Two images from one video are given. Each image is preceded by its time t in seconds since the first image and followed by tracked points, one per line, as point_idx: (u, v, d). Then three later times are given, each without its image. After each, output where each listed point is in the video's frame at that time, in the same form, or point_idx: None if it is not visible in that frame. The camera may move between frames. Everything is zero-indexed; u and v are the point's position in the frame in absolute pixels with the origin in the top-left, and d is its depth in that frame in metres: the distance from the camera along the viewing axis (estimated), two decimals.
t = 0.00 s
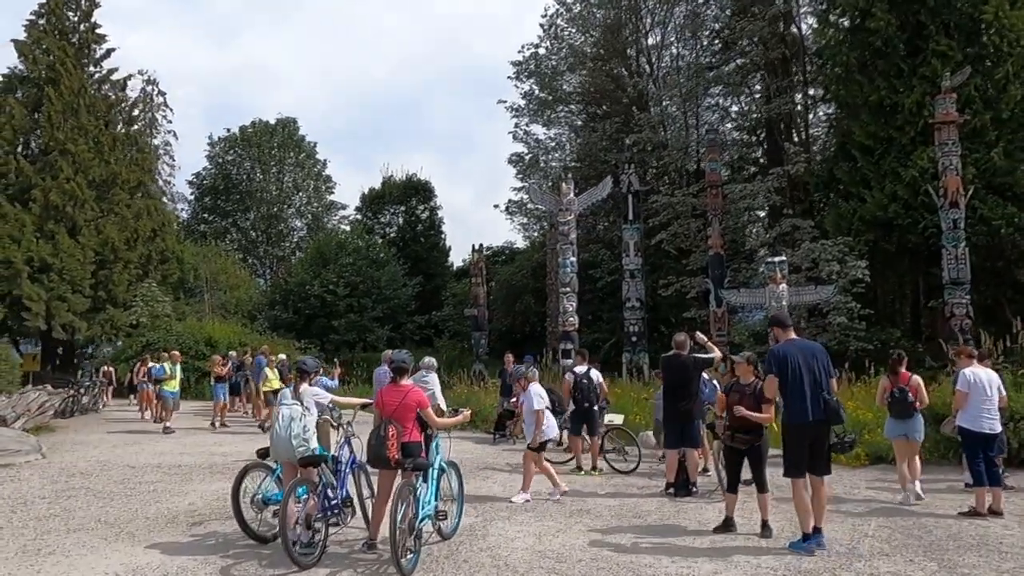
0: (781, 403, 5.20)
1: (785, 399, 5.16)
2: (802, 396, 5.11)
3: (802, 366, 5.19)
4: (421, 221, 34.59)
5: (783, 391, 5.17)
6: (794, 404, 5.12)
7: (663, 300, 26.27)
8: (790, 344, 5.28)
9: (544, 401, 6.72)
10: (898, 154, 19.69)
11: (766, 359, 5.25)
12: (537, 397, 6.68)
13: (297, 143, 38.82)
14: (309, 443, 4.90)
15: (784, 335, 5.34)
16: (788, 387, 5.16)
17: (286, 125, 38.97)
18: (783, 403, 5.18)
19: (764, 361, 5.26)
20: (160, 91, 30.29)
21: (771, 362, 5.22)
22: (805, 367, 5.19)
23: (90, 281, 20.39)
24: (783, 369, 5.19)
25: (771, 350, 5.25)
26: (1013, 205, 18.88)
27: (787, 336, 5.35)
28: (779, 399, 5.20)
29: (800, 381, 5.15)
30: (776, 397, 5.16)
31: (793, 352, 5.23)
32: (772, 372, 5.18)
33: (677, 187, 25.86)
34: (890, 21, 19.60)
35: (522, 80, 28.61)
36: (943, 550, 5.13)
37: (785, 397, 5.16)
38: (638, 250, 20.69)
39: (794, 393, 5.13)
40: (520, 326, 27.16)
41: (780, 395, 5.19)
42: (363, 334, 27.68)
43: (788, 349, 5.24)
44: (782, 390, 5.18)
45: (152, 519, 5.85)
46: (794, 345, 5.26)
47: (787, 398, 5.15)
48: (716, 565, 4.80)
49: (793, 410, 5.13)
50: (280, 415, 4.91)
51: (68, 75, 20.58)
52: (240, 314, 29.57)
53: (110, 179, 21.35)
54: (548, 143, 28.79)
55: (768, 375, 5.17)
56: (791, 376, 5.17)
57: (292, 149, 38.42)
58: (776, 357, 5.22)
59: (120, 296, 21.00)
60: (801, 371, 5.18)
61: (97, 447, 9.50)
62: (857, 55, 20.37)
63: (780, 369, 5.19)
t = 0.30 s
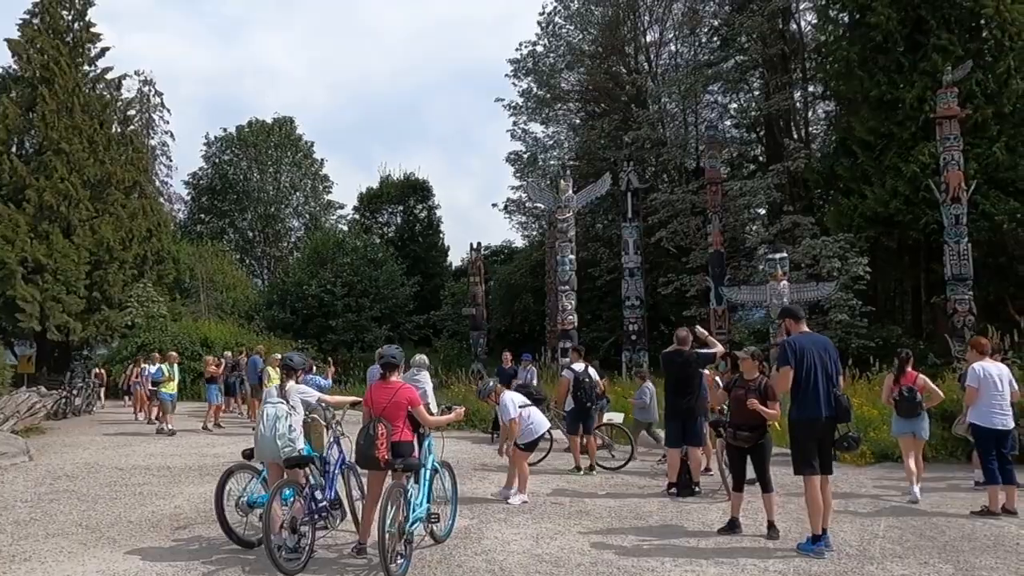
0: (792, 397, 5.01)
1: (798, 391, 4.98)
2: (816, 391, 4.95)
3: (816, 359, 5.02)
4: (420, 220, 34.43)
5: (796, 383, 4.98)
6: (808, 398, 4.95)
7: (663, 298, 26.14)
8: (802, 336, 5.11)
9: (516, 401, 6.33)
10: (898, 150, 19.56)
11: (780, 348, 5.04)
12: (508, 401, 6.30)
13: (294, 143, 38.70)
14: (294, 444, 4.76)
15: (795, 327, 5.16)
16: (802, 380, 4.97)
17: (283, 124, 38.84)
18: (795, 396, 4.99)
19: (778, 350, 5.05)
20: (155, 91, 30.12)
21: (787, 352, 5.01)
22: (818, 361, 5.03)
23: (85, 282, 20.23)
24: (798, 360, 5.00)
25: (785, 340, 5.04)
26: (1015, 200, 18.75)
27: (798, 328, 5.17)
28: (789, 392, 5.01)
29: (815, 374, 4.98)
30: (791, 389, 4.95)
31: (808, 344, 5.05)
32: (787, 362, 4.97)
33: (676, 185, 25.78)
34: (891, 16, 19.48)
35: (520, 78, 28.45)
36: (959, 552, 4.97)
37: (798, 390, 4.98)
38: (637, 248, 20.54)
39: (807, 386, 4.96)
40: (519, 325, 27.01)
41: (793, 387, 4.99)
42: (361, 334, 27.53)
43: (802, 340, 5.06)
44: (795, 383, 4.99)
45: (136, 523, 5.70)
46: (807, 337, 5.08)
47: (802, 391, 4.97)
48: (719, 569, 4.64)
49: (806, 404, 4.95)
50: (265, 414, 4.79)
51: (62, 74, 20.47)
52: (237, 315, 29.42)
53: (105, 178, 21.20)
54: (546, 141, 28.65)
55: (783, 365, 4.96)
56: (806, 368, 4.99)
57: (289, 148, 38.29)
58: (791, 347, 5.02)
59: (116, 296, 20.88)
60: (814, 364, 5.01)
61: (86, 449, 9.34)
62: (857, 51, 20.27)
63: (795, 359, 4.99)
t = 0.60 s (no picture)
0: (767, 397, 4.89)
1: (774, 393, 4.86)
2: (792, 393, 4.84)
3: (793, 360, 4.92)
4: (395, 223, 34.15)
5: (772, 384, 4.87)
6: (783, 401, 4.83)
7: (639, 301, 26.09)
8: (779, 337, 5.01)
9: (469, 422, 6.14)
10: (870, 152, 19.67)
11: (757, 348, 4.92)
12: (461, 424, 6.13)
13: (267, 144, 38.34)
14: (245, 456, 4.68)
15: (772, 328, 5.06)
16: (778, 381, 4.86)
17: (255, 125, 38.45)
18: (770, 397, 4.87)
19: (755, 350, 4.93)
20: (124, 93, 29.67)
21: (764, 351, 4.89)
22: (796, 363, 4.92)
23: (48, 286, 19.77)
24: (775, 361, 4.89)
25: (762, 340, 4.93)
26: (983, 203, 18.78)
27: (776, 329, 5.06)
28: (764, 393, 4.90)
29: (792, 377, 4.87)
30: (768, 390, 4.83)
31: (785, 345, 4.94)
32: (764, 362, 4.85)
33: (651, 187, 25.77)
34: (862, 19, 19.61)
35: (494, 80, 28.30)
36: (937, 560, 4.88)
37: (774, 391, 4.86)
38: (612, 250, 20.45)
39: (783, 387, 4.85)
40: (494, 328, 26.88)
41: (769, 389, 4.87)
42: (334, 338, 27.26)
43: (779, 341, 4.95)
44: (771, 383, 4.87)
45: (84, 539, 5.49)
46: (784, 339, 4.98)
47: (777, 393, 4.85)
48: None
49: (782, 406, 4.83)
50: (215, 424, 4.71)
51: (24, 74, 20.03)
52: (207, 319, 28.99)
53: (69, 180, 20.79)
54: (521, 144, 28.51)
55: (760, 365, 4.84)
56: (783, 369, 4.88)
57: (262, 150, 37.91)
58: (768, 347, 4.90)
59: (80, 301, 20.45)
60: (791, 366, 4.91)
61: (42, 459, 9.07)
62: (830, 54, 20.40)
63: (772, 360, 4.88)
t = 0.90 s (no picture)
0: (709, 408, 4.76)
1: (716, 404, 4.72)
2: (734, 404, 4.71)
3: (735, 370, 4.79)
4: (338, 232, 33.61)
5: (715, 394, 4.73)
6: (725, 412, 4.71)
7: (584, 310, 26.11)
8: (721, 346, 4.87)
9: (394, 445, 5.85)
10: (807, 164, 20.14)
11: (700, 356, 4.76)
12: (387, 451, 5.82)
13: (204, 151, 37.53)
14: (151, 483, 4.52)
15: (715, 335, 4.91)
16: (721, 392, 4.72)
17: (191, 131, 37.59)
18: (713, 408, 4.74)
19: (698, 358, 4.77)
20: (53, 97, 28.71)
21: (707, 360, 4.74)
22: (738, 372, 4.80)
23: None
24: (719, 370, 4.74)
25: (706, 349, 4.78)
26: (915, 212, 20.12)
27: (720, 336, 4.91)
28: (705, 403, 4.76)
29: (735, 387, 4.75)
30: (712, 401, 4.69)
31: (729, 354, 4.81)
32: (708, 372, 4.70)
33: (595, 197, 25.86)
34: (798, 34, 20.26)
35: (438, 88, 28.13)
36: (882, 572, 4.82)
37: (716, 402, 4.72)
38: (557, 260, 20.36)
39: (726, 397, 4.72)
40: (438, 338, 26.61)
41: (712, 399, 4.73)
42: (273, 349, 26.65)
43: (723, 350, 4.81)
44: (714, 394, 4.74)
45: None
46: (727, 348, 4.84)
47: (721, 403, 4.72)
48: None
49: (723, 418, 4.71)
50: (118, 447, 4.54)
51: None
52: (138, 331, 28.04)
53: None
54: (466, 152, 28.36)
55: (706, 375, 4.69)
56: (727, 380, 4.74)
57: (198, 157, 37.04)
58: (712, 356, 4.76)
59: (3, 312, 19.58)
60: (733, 376, 4.78)
61: None
62: (769, 67, 20.85)
63: (715, 369, 4.73)
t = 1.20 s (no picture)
0: (655, 423, 4.65)
1: (663, 419, 4.61)
2: (679, 418, 4.61)
3: (681, 382, 4.68)
4: (298, 238, 33.20)
5: (661, 408, 4.62)
6: (671, 428, 4.60)
7: (547, 317, 26.05)
8: (668, 356, 4.75)
9: (338, 462, 5.70)
10: (767, 172, 20.49)
11: (647, 369, 4.64)
12: (331, 468, 5.67)
13: (159, 155, 36.95)
14: (61, 505, 4.45)
15: (663, 345, 4.80)
16: (667, 406, 4.62)
17: (147, 135, 37.00)
18: (659, 423, 4.62)
19: (644, 371, 4.65)
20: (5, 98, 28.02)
21: (653, 373, 4.63)
22: (685, 384, 4.69)
23: None
24: (665, 383, 4.63)
25: (652, 361, 4.66)
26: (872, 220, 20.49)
27: (668, 346, 4.79)
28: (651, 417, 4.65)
29: (681, 401, 4.64)
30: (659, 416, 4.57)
31: (676, 366, 4.69)
32: (654, 386, 4.59)
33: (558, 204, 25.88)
34: (758, 44, 20.59)
35: (401, 94, 27.94)
36: None
37: (662, 416, 4.61)
38: (520, 267, 20.25)
39: (672, 411, 4.61)
40: (401, 345, 26.39)
41: (657, 414, 4.62)
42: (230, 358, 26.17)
43: (670, 361, 4.70)
44: (660, 408, 4.62)
45: None
46: (674, 358, 4.72)
47: (667, 418, 4.61)
48: None
49: (669, 433, 4.60)
50: (25, 468, 4.43)
51: None
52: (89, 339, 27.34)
53: None
54: (428, 158, 28.17)
55: (652, 390, 4.57)
56: (674, 393, 4.63)
57: (153, 161, 36.58)
58: (658, 368, 4.64)
59: None
60: (679, 388, 4.67)
61: None
62: (729, 76, 21.15)
63: (662, 382, 4.62)
